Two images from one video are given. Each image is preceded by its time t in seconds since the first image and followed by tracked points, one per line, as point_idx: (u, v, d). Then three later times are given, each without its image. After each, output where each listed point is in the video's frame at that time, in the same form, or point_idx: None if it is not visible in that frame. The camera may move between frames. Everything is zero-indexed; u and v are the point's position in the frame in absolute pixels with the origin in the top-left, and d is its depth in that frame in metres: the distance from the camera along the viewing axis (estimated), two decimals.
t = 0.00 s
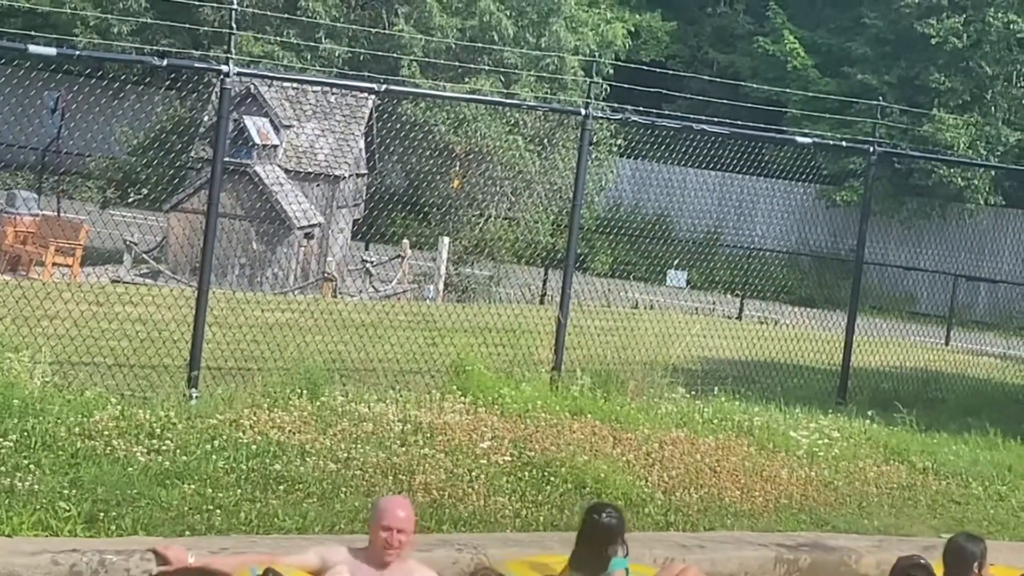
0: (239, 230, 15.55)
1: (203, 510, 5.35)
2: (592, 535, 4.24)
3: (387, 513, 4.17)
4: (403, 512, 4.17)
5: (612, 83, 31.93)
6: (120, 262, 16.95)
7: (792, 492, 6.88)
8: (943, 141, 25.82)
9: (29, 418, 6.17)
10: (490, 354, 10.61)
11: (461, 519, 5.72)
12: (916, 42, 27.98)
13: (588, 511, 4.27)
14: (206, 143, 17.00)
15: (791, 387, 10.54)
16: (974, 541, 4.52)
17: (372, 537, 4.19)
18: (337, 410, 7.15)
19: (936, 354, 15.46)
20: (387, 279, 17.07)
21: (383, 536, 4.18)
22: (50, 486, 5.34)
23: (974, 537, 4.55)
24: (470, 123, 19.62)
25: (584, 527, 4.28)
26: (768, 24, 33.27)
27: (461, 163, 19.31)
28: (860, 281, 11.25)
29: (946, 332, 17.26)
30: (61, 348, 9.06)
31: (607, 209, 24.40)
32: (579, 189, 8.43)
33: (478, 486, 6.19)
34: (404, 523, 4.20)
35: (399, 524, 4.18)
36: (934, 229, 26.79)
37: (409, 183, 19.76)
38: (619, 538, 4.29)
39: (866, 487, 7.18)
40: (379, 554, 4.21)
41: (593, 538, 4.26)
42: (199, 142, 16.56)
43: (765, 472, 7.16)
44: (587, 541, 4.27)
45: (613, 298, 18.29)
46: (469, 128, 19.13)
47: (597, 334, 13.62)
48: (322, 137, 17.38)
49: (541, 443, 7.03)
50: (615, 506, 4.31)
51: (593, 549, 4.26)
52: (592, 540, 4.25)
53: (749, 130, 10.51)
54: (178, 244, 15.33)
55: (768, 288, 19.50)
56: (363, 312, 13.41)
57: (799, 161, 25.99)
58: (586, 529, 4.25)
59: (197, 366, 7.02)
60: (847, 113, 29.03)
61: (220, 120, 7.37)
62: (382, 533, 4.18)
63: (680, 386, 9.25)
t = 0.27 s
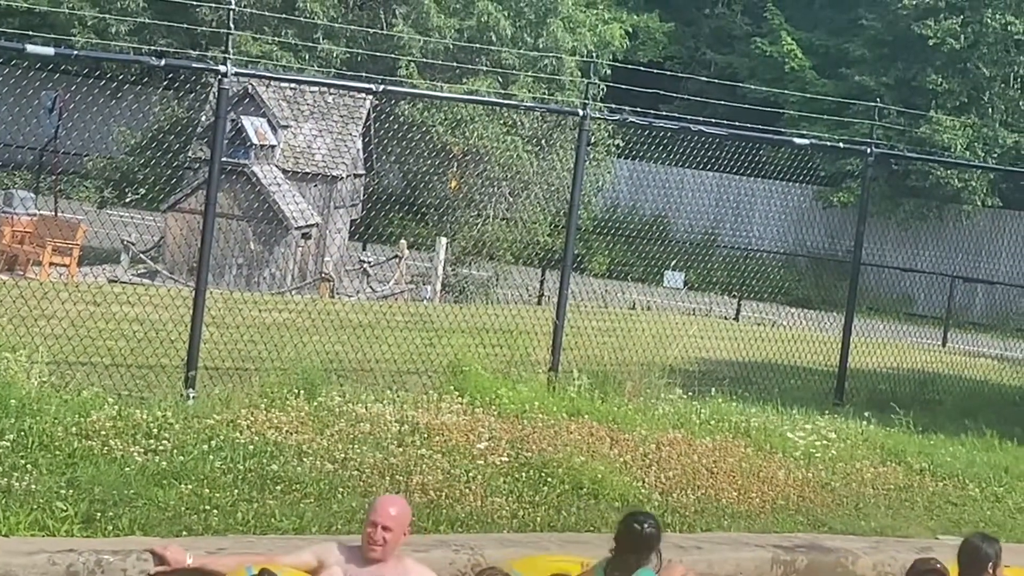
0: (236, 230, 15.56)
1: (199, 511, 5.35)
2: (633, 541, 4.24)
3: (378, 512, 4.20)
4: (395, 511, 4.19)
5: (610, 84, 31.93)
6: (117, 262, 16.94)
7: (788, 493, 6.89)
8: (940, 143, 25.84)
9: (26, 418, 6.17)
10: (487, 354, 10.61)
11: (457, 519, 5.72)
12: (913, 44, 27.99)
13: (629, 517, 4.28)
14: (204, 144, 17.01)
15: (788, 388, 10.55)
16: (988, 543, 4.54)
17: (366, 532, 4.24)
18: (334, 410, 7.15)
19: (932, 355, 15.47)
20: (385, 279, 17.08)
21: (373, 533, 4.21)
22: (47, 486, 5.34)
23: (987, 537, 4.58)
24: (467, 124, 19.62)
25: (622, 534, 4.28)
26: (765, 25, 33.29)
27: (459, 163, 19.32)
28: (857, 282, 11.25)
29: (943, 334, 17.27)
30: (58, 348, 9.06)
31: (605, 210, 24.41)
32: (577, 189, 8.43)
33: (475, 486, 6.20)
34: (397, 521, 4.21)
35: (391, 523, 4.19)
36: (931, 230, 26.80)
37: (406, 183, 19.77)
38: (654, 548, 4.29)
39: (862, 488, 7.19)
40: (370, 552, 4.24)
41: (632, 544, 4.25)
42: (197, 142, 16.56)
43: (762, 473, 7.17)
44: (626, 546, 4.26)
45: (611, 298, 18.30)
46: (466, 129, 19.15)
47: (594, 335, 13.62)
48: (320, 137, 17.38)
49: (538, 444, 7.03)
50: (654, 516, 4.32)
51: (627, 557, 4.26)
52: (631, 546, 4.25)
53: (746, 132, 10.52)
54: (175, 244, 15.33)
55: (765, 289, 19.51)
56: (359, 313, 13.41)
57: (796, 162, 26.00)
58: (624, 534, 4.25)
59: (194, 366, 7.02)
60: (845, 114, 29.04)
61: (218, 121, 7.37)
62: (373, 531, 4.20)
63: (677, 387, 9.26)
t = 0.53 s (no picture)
0: (234, 230, 15.55)
1: (197, 510, 5.35)
2: (628, 537, 4.30)
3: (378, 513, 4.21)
4: (394, 512, 4.21)
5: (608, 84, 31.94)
6: (115, 261, 16.94)
7: (786, 494, 6.89)
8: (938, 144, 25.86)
9: (23, 417, 6.17)
10: (485, 354, 10.61)
11: (455, 519, 5.72)
12: (911, 44, 28.01)
13: (622, 512, 4.34)
14: (202, 143, 16.99)
15: (785, 388, 10.55)
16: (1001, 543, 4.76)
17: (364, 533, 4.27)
18: (331, 410, 7.15)
19: (930, 356, 15.48)
20: (382, 279, 17.07)
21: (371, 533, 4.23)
22: (44, 485, 5.34)
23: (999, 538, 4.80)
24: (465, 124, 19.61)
25: (617, 529, 4.34)
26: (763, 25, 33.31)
27: (457, 163, 19.31)
28: (855, 282, 11.25)
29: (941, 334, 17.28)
30: (55, 347, 9.06)
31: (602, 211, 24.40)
32: (574, 189, 8.43)
33: (472, 486, 6.20)
34: (396, 522, 4.23)
35: (391, 524, 4.21)
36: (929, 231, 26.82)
37: (404, 183, 19.77)
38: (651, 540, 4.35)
39: (859, 489, 7.20)
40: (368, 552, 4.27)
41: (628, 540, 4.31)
42: (195, 141, 16.56)
43: (759, 473, 7.17)
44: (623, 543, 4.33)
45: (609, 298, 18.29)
46: (464, 128, 19.15)
47: (591, 335, 13.62)
48: (317, 137, 17.37)
49: (536, 444, 7.03)
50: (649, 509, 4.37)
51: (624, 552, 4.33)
52: (627, 541, 4.31)
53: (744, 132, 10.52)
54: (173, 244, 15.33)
55: (763, 288, 19.51)
56: (357, 312, 13.40)
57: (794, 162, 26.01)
58: (619, 530, 4.32)
59: (191, 366, 7.02)
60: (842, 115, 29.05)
61: (216, 120, 7.36)
62: (374, 531, 4.22)
63: (674, 387, 9.25)
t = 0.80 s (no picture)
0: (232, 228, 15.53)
1: (194, 508, 5.35)
2: (621, 536, 4.31)
3: (380, 511, 4.23)
4: (396, 511, 4.24)
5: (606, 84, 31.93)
6: (113, 260, 16.90)
7: (783, 493, 6.89)
8: (936, 143, 25.88)
9: (21, 415, 6.16)
10: (482, 353, 10.61)
11: (452, 518, 5.72)
12: (909, 44, 28.03)
13: (617, 513, 4.35)
14: (200, 142, 16.96)
15: (782, 388, 10.56)
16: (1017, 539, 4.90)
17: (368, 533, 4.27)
18: (329, 408, 7.14)
19: (927, 356, 15.49)
20: (380, 278, 17.04)
21: (375, 532, 4.25)
22: (42, 482, 5.34)
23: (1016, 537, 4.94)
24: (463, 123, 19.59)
25: (611, 529, 4.35)
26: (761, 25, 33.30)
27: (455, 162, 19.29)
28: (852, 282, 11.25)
29: (939, 334, 17.27)
30: (53, 345, 9.04)
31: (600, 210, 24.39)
32: (572, 188, 8.42)
33: (469, 485, 6.20)
34: (400, 522, 4.26)
35: (397, 523, 4.24)
36: (927, 230, 26.84)
37: (403, 182, 19.75)
38: (647, 542, 4.35)
39: (857, 488, 7.20)
40: (372, 551, 4.28)
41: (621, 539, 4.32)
42: (193, 140, 16.54)
43: (757, 472, 7.17)
44: (616, 543, 4.33)
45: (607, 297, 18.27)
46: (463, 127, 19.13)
47: (589, 334, 13.62)
48: (315, 135, 17.32)
49: (533, 443, 7.03)
50: (643, 510, 4.39)
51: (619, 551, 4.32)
52: (621, 542, 4.31)
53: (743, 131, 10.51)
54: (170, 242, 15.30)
55: (760, 288, 19.50)
56: (354, 311, 13.38)
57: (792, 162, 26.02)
58: (614, 530, 4.32)
59: (189, 364, 7.01)
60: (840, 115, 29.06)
61: (214, 118, 7.35)
62: (378, 530, 4.24)
63: (672, 387, 9.24)
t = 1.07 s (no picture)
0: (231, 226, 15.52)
1: (193, 506, 5.35)
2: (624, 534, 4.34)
3: (381, 510, 4.25)
4: (399, 510, 4.25)
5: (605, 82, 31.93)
6: (112, 257, 16.90)
7: (781, 492, 6.89)
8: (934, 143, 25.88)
9: (20, 413, 6.16)
10: (480, 351, 10.61)
11: (450, 516, 5.72)
12: (908, 43, 28.03)
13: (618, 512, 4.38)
14: (199, 140, 16.96)
15: (781, 386, 10.56)
16: None
17: (376, 532, 4.26)
18: (327, 406, 7.15)
19: (926, 355, 15.50)
20: (378, 276, 17.03)
21: (377, 530, 4.26)
22: (40, 480, 5.34)
23: None
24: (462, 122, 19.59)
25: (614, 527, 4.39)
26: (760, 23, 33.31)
27: (454, 160, 19.28)
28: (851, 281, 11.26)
29: (938, 333, 17.27)
30: (51, 343, 9.04)
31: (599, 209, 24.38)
32: (571, 186, 8.42)
33: (468, 483, 6.20)
34: (402, 520, 4.27)
35: (400, 522, 4.26)
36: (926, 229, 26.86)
37: (402, 180, 19.74)
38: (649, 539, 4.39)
39: (855, 487, 7.20)
40: (374, 549, 4.29)
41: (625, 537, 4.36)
42: (192, 138, 16.53)
43: (755, 471, 7.17)
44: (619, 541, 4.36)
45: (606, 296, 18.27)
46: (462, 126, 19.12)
47: (588, 332, 13.62)
48: (314, 133, 17.32)
49: (532, 441, 7.03)
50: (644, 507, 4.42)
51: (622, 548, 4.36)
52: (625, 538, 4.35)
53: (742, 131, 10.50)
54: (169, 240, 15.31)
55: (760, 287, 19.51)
56: (353, 309, 13.38)
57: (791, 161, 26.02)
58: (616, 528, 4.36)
59: (188, 362, 7.01)
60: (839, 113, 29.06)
61: (213, 116, 7.35)
62: (382, 529, 4.25)
63: (671, 385, 9.24)
